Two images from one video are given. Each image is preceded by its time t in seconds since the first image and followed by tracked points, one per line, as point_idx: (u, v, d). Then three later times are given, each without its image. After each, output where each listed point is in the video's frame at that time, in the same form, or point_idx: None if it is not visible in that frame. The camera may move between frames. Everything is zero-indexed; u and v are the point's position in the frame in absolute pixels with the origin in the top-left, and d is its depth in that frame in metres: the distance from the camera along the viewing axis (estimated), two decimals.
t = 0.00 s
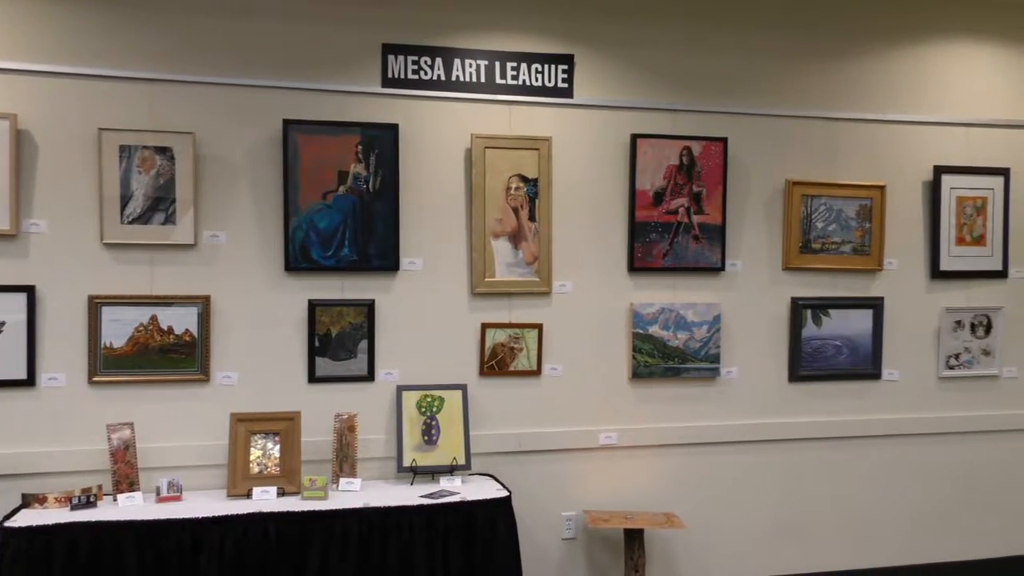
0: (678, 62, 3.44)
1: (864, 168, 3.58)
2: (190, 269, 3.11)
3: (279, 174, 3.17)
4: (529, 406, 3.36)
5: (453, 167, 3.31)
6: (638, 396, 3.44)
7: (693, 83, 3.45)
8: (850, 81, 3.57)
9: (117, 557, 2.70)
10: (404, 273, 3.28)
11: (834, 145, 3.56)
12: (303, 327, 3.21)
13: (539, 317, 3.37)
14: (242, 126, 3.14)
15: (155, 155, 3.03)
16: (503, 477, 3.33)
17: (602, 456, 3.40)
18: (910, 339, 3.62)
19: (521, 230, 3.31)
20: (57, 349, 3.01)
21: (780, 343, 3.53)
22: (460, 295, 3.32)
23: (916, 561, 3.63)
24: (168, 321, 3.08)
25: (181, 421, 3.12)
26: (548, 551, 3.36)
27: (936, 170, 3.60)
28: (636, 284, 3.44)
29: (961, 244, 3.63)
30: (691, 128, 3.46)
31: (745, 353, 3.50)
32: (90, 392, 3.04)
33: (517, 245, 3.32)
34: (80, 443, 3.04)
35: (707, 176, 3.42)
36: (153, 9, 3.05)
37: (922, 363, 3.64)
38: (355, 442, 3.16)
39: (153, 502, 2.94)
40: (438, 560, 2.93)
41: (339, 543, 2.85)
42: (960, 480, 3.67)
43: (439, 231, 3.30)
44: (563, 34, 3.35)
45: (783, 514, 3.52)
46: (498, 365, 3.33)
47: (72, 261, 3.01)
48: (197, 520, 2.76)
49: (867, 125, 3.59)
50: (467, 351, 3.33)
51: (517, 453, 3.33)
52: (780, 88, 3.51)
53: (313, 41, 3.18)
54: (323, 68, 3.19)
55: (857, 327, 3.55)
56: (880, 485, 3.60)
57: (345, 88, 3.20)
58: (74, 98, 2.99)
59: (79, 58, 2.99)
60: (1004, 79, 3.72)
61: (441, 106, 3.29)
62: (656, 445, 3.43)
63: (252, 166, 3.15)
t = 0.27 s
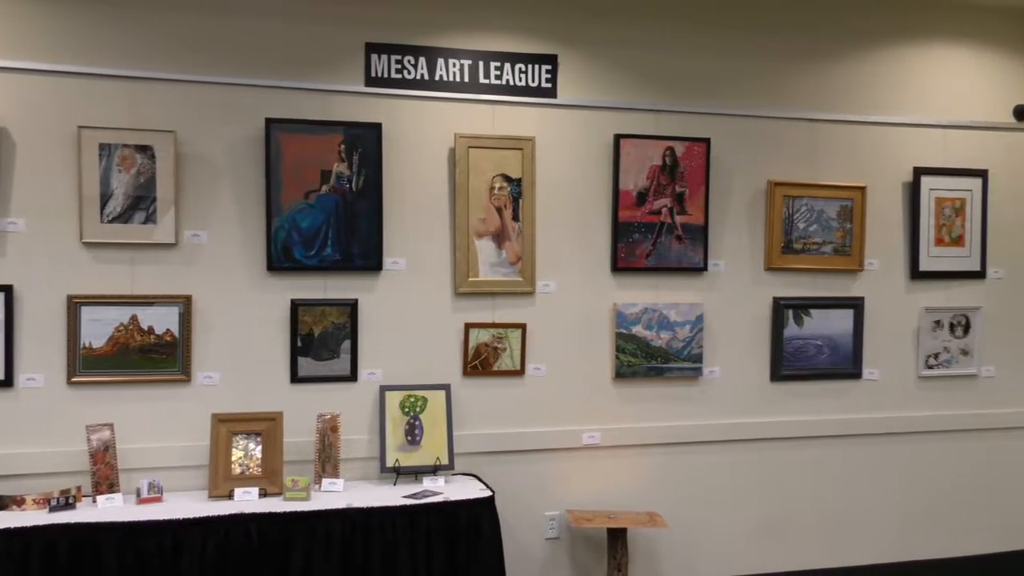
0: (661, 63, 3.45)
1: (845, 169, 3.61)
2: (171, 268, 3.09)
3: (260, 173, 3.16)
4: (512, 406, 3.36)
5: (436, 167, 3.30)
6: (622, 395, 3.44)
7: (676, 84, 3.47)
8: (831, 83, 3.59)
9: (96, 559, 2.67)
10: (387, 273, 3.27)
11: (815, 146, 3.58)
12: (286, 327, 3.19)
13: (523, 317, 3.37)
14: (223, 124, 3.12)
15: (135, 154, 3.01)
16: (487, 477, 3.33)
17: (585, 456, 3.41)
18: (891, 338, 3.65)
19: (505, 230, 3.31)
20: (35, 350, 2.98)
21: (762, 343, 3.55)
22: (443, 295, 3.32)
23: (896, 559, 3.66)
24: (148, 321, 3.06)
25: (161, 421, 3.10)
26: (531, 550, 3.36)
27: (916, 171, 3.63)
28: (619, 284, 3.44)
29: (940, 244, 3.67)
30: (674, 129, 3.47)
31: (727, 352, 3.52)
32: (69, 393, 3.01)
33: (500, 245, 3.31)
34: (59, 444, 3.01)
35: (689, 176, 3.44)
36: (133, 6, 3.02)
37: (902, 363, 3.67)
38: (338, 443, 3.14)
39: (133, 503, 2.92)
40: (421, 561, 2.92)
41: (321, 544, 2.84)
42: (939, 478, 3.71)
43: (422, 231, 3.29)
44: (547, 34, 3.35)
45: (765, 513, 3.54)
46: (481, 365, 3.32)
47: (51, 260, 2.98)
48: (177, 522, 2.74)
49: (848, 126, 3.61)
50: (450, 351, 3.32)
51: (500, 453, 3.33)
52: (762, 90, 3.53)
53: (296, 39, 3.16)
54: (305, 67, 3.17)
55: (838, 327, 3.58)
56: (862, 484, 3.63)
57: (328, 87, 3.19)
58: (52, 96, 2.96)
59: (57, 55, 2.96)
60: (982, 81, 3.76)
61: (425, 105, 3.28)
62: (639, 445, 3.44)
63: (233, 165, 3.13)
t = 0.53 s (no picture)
0: (645, 64, 3.46)
1: (826, 170, 3.64)
2: (151, 268, 3.06)
3: (242, 172, 3.13)
4: (495, 406, 3.36)
5: (419, 167, 3.29)
6: (605, 395, 3.45)
7: (659, 85, 3.48)
8: (812, 84, 3.62)
9: (75, 562, 2.64)
10: (370, 273, 3.25)
11: (797, 147, 3.61)
12: (268, 326, 3.17)
13: (506, 317, 3.37)
14: (205, 123, 3.09)
15: (115, 152, 2.98)
16: (470, 477, 3.32)
17: (568, 455, 3.41)
18: (871, 338, 3.69)
19: (488, 230, 3.31)
20: (13, 350, 2.95)
21: (745, 342, 3.57)
22: (426, 295, 3.31)
23: (876, 557, 3.69)
24: (128, 321, 3.03)
25: (141, 422, 3.07)
26: (514, 550, 3.36)
27: (896, 173, 3.67)
28: (602, 283, 3.45)
29: (919, 245, 3.70)
30: (657, 129, 3.48)
31: (709, 352, 3.53)
32: (47, 393, 2.98)
33: (483, 245, 3.31)
34: (37, 445, 2.97)
35: (672, 177, 3.45)
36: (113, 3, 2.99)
37: (882, 362, 3.70)
38: (320, 443, 3.13)
39: (113, 505, 2.89)
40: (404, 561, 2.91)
41: (303, 545, 2.82)
42: (919, 476, 3.74)
43: (404, 231, 3.28)
44: (530, 34, 3.36)
45: (747, 511, 3.56)
46: (465, 365, 3.32)
47: (28, 259, 2.95)
48: (157, 524, 2.72)
49: (829, 128, 3.64)
50: (433, 351, 3.32)
51: (483, 453, 3.33)
52: (745, 91, 3.55)
53: (278, 38, 3.15)
54: (287, 65, 3.16)
55: (820, 327, 3.60)
56: (842, 483, 3.66)
57: (310, 86, 3.17)
58: (30, 93, 2.93)
59: (35, 51, 2.93)
60: (961, 84, 3.80)
61: (408, 105, 3.27)
62: (622, 444, 3.45)
63: (214, 164, 3.11)
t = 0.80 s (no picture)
0: (628, 64, 3.47)
1: (807, 171, 3.66)
2: (131, 267, 3.04)
3: (223, 170, 3.11)
4: (478, 406, 3.36)
5: (402, 166, 3.28)
6: (588, 394, 3.46)
7: (642, 85, 3.49)
8: (794, 86, 3.64)
9: (53, 564, 2.62)
10: (353, 273, 3.24)
11: (779, 147, 3.63)
12: (249, 326, 3.15)
13: (489, 317, 3.37)
14: (185, 121, 3.07)
15: (94, 150, 2.95)
16: (453, 477, 3.32)
17: (551, 455, 3.42)
18: (852, 337, 3.72)
19: (472, 230, 3.31)
20: None
21: (727, 342, 3.59)
22: (409, 294, 3.30)
23: (857, 555, 3.72)
24: (107, 321, 3.00)
25: (121, 423, 3.04)
26: (497, 550, 3.36)
27: (876, 174, 3.70)
28: (586, 283, 3.46)
29: (899, 245, 3.74)
30: (640, 130, 3.49)
31: (692, 352, 3.55)
32: (25, 394, 2.95)
33: (467, 245, 3.31)
34: (14, 446, 2.94)
35: (655, 177, 3.46)
36: None
37: (863, 362, 3.73)
38: (302, 443, 3.12)
39: (92, 506, 2.87)
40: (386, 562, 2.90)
41: (285, 546, 2.81)
42: (899, 475, 3.78)
43: (387, 230, 3.28)
44: (514, 34, 3.36)
45: (730, 510, 3.58)
46: (448, 365, 3.31)
47: (6, 258, 2.91)
48: (137, 525, 2.69)
49: (811, 129, 3.67)
50: (416, 351, 3.31)
51: (466, 453, 3.33)
52: (727, 92, 3.57)
53: (260, 36, 3.13)
54: (269, 64, 3.14)
55: (801, 327, 3.63)
56: (824, 481, 3.68)
57: (292, 84, 3.16)
58: (6, 90, 2.89)
59: (12, 48, 2.89)
60: (940, 86, 3.84)
61: (391, 104, 3.26)
62: (605, 444, 3.46)
63: (195, 163, 3.08)
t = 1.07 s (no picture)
0: (612, 65, 3.48)
1: (791, 172, 3.69)
2: (113, 266, 3.01)
3: (206, 169, 3.09)
4: (462, 406, 3.35)
5: (386, 165, 3.27)
6: (572, 394, 3.46)
7: (627, 85, 3.50)
8: (778, 87, 3.66)
9: (33, 567, 2.59)
10: (337, 272, 3.23)
11: (762, 148, 3.65)
12: (232, 326, 3.13)
13: (474, 317, 3.36)
14: (167, 119, 3.05)
15: (74, 148, 2.92)
16: (437, 477, 3.31)
17: (536, 455, 3.42)
18: (834, 337, 3.74)
19: (456, 230, 3.30)
20: None
21: (710, 342, 3.60)
22: (394, 294, 3.29)
23: (840, 553, 3.74)
24: (88, 321, 2.98)
25: (102, 424, 3.02)
26: (482, 550, 3.36)
27: (858, 175, 3.73)
28: (570, 283, 3.46)
29: (880, 246, 3.77)
30: (625, 130, 3.50)
31: (676, 352, 3.56)
32: (4, 395, 2.92)
33: (451, 245, 3.30)
34: None
35: (639, 177, 3.47)
36: None
37: (845, 361, 3.76)
38: (286, 444, 3.10)
39: (72, 508, 2.84)
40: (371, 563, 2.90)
41: (268, 547, 2.79)
42: (880, 473, 3.81)
43: (371, 230, 3.27)
44: (499, 34, 3.36)
45: (714, 509, 3.59)
46: (432, 365, 3.31)
47: None
48: (119, 527, 2.67)
49: (794, 130, 3.69)
50: (400, 351, 3.30)
51: (451, 453, 3.32)
52: (711, 93, 3.58)
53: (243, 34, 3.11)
54: (252, 62, 3.12)
55: (784, 327, 3.65)
56: (807, 480, 3.71)
57: (275, 83, 3.14)
58: None
59: None
60: (921, 88, 3.87)
61: (375, 103, 3.25)
62: (589, 443, 3.46)
63: (177, 161, 3.06)
